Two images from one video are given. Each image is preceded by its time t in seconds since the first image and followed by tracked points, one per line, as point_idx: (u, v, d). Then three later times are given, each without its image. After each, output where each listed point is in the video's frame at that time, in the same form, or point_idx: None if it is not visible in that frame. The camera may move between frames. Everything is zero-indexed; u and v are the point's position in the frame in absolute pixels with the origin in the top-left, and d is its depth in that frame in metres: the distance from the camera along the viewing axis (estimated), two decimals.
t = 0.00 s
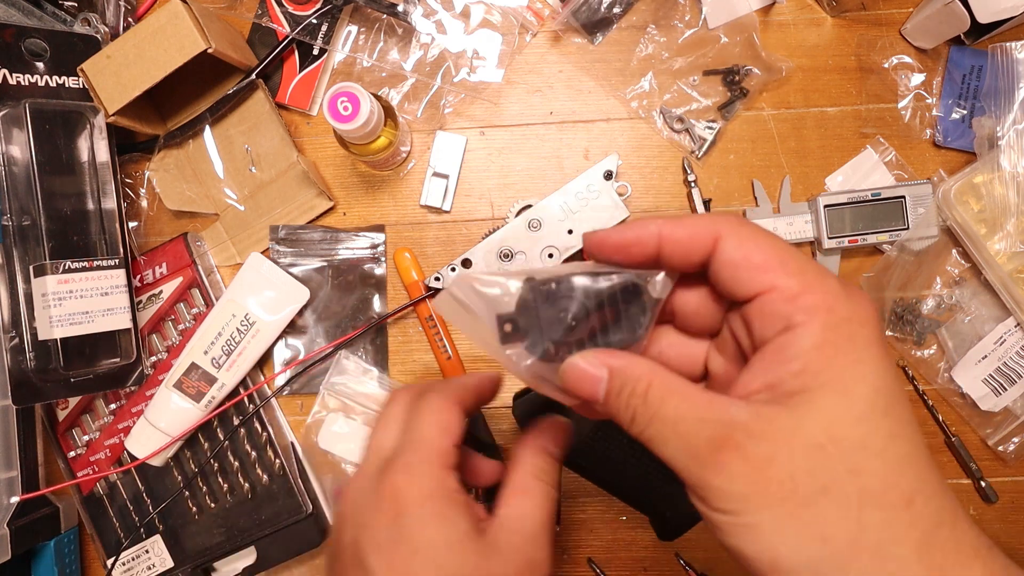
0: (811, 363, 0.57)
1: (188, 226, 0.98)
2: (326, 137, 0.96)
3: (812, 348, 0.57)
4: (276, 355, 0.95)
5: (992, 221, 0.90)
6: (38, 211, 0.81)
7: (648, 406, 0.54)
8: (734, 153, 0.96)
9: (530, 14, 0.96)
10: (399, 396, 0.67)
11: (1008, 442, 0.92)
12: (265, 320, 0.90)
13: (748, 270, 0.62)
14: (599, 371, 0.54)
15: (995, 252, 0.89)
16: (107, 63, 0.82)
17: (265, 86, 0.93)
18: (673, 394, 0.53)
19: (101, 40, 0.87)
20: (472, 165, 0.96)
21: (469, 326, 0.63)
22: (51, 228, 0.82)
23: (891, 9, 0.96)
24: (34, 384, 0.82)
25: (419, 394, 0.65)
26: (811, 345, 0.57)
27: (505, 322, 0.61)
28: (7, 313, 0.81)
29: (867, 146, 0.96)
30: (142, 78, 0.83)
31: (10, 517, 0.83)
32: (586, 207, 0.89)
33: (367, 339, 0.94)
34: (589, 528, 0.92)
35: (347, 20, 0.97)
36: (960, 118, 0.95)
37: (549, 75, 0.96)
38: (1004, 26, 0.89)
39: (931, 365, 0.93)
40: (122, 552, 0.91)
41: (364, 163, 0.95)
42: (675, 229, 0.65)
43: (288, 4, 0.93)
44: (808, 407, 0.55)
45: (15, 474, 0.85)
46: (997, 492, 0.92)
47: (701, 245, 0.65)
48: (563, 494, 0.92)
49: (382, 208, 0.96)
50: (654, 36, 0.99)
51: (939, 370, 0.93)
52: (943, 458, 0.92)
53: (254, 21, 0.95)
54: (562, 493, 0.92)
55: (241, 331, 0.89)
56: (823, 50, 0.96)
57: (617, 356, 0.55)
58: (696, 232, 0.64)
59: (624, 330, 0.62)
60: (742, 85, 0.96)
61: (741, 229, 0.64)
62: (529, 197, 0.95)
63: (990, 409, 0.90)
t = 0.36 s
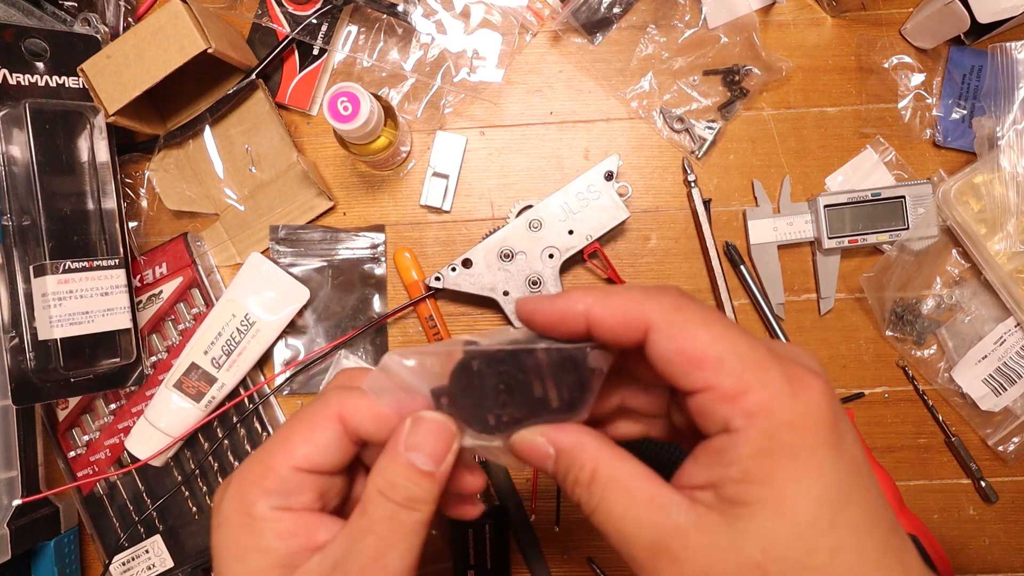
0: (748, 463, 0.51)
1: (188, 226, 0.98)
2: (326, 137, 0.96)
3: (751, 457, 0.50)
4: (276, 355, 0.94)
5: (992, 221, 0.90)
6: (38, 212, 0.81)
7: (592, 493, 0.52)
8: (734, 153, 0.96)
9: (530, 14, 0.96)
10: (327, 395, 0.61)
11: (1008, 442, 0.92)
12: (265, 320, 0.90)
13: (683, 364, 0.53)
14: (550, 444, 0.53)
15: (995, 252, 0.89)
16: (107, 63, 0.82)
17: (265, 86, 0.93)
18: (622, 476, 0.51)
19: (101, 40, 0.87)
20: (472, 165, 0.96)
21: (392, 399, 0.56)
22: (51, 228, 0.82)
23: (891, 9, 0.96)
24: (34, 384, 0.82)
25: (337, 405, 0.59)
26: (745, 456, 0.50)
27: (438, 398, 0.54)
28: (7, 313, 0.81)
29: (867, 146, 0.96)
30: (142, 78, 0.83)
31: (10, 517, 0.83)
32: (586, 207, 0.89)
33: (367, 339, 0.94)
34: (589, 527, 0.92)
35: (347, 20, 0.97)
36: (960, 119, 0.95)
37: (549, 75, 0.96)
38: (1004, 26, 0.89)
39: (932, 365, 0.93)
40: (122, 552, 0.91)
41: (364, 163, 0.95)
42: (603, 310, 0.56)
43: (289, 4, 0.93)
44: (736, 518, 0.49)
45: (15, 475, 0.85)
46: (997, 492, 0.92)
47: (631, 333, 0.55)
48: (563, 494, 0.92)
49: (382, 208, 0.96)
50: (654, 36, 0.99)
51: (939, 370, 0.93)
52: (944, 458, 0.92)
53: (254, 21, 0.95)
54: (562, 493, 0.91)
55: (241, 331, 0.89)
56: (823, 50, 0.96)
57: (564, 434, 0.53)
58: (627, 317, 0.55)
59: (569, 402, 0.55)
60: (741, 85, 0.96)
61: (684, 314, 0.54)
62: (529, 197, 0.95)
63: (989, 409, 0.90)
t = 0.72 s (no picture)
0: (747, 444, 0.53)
1: (188, 226, 0.98)
2: (326, 137, 0.96)
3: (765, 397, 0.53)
4: (275, 355, 0.94)
5: (992, 221, 0.90)
6: (38, 211, 0.81)
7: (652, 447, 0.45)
8: (734, 153, 0.96)
9: (530, 15, 0.96)
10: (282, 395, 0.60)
11: (1008, 442, 0.92)
12: (265, 320, 0.90)
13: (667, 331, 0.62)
14: (592, 405, 0.44)
15: (995, 252, 0.89)
16: (107, 63, 0.82)
17: (265, 86, 0.93)
18: (668, 452, 0.46)
19: (101, 40, 0.87)
20: (472, 165, 0.96)
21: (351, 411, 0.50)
22: (51, 228, 0.82)
23: (891, 9, 0.96)
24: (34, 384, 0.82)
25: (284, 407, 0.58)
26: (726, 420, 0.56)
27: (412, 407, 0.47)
28: (7, 313, 0.81)
29: (867, 146, 0.96)
30: (142, 78, 0.83)
31: (10, 517, 0.83)
32: (586, 207, 0.89)
33: (367, 339, 0.94)
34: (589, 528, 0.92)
35: (347, 20, 0.97)
36: (960, 120, 0.95)
37: (549, 75, 0.96)
38: (1004, 26, 0.89)
39: (932, 365, 0.93)
40: (121, 552, 0.91)
41: (364, 163, 0.95)
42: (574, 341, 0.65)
43: (289, 4, 0.93)
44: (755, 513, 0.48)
45: (15, 475, 0.85)
46: (997, 492, 0.92)
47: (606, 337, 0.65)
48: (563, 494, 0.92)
49: (382, 208, 0.96)
50: (654, 36, 0.99)
51: (939, 370, 0.93)
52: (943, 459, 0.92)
53: (254, 21, 0.95)
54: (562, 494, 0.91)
55: (241, 331, 0.89)
56: (823, 50, 0.97)
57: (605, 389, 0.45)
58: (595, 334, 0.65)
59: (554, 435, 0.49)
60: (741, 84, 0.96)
61: (636, 319, 0.63)
62: (529, 197, 0.95)
63: (989, 409, 0.90)
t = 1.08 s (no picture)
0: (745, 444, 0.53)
1: (188, 226, 0.98)
2: (326, 137, 0.96)
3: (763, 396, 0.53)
4: (276, 355, 0.94)
5: (992, 221, 0.90)
6: (38, 212, 0.81)
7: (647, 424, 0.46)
8: (734, 153, 0.96)
9: (530, 15, 0.96)
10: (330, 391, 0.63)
11: (1009, 442, 0.92)
12: (265, 320, 0.90)
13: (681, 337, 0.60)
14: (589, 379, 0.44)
15: (995, 252, 0.89)
16: (106, 63, 0.82)
17: (265, 86, 0.93)
18: (662, 428, 0.46)
19: (101, 40, 0.87)
20: (472, 165, 0.96)
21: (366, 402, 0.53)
22: (51, 228, 0.82)
23: (891, 9, 0.96)
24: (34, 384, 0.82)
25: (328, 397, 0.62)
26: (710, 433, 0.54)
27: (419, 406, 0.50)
28: (7, 313, 0.81)
29: (867, 146, 0.96)
30: (142, 78, 0.83)
31: (10, 517, 0.83)
32: (586, 206, 0.89)
33: (367, 339, 0.94)
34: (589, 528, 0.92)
35: (347, 20, 0.97)
36: (960, 119, 0.95)
37: (549, 75, 0.96)
38: (1004, 26, 0.89)
39: (932, 365, 0.93)
40: (121, 552, 0.91)
41: (364, 163, 0.95)
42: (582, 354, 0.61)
43: (289, 4, 0.93)
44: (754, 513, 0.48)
45: (15, 475, 0.85)
46: (997, 492, 0.92)
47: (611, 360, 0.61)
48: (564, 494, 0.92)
49: (382, 208, 0.96)
50: (654, 36, 0.99)
51: (939, 370, 0.93)
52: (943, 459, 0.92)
53: (254, 21, 0.95)
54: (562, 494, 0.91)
55: (241, 331, 0.89)
56: (823, 50, 0.96)
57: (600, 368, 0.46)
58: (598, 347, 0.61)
59: (557, 439, 0.49)
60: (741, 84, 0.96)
61: (636, 341, 0.60)
62: (529, 197, 0.95)
63: (989, 409, 0.90)
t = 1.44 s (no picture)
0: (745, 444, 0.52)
1: (188, 226, 0.98)
2: (326, 137, 0.96)
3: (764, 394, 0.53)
4: (275, 355, 0.94)
5: (992, 222, 0.90)
6: (38, 212, 0.81)
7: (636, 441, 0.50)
8: (734, 153, 0.95)
9: (530, 15, 0.96)
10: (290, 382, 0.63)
11: (1009, 442, 0.92)
12: (264, 320, 0.90)
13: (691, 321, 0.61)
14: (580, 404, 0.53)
15: (995, 252, 0.89)
16: (106, 63, 0.82)
17: (265, 86, 0.93)
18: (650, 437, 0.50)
19: (101, 40, 0.87)
20: (472, 165, 0.96)
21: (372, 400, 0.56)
22: (51, 228, 0.82)
23: (891, 9, 0.96)
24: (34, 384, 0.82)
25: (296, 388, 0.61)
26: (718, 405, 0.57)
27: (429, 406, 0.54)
28: (7, 313, 0.81)
29: (867, 146, 0.96)
30: (142, 78, 0.83)
31: (10, 517, 0.83)
32: (586, 207, 0.89)
33: (367, 339, 0.94)
34: (590, 528, 0.92)
35: (347, 20, 0.97)
36: (960, 119, 0.95)
37: (549, 75, 0.96)
38: (1004, 26, 0.89)
39: (932, 365, 0.93)
40: (121, 552, 0.91)
41: (364, 163, 0.95)
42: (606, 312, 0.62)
43: (289, 4, 0.93)
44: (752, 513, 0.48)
45: (15, 475, 0.85)
46: (998, 492, 0.92)
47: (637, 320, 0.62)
48: (563, 494, 0.92)
49: (382, 208, 0.96)
50: (654, 36, 0.99)
51: (939, 370, 0.93)
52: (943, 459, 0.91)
53: (254, 21, 0.95)
54: (562, 493, 0.91)
55: (241, 331, 0.89)
56: (823, 50, 0.96)
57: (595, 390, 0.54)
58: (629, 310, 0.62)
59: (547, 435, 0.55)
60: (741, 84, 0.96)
61: (670, 296, 0.62)
62: (529, 197, 0.95)
63: (989, 409, 0.90)
